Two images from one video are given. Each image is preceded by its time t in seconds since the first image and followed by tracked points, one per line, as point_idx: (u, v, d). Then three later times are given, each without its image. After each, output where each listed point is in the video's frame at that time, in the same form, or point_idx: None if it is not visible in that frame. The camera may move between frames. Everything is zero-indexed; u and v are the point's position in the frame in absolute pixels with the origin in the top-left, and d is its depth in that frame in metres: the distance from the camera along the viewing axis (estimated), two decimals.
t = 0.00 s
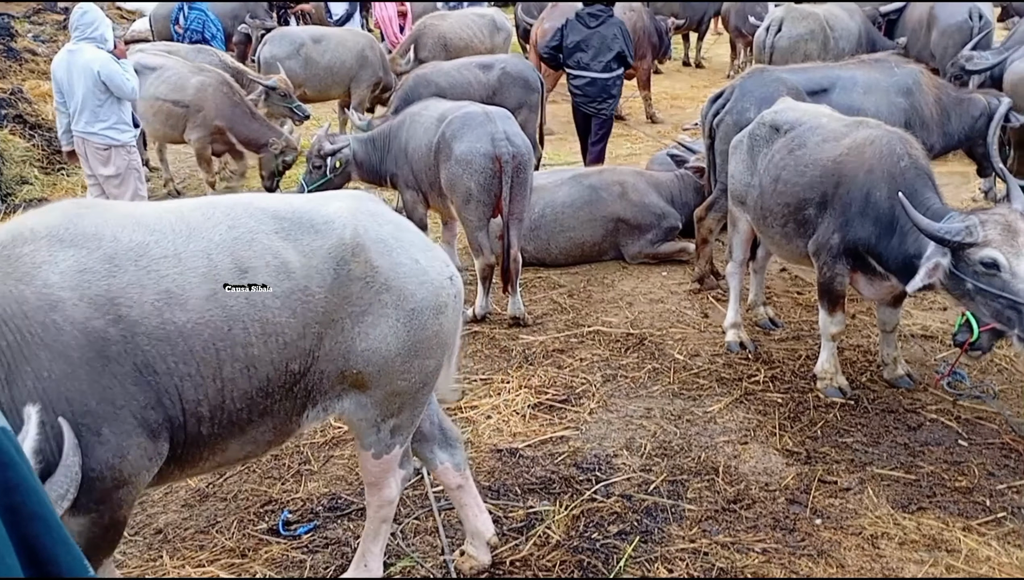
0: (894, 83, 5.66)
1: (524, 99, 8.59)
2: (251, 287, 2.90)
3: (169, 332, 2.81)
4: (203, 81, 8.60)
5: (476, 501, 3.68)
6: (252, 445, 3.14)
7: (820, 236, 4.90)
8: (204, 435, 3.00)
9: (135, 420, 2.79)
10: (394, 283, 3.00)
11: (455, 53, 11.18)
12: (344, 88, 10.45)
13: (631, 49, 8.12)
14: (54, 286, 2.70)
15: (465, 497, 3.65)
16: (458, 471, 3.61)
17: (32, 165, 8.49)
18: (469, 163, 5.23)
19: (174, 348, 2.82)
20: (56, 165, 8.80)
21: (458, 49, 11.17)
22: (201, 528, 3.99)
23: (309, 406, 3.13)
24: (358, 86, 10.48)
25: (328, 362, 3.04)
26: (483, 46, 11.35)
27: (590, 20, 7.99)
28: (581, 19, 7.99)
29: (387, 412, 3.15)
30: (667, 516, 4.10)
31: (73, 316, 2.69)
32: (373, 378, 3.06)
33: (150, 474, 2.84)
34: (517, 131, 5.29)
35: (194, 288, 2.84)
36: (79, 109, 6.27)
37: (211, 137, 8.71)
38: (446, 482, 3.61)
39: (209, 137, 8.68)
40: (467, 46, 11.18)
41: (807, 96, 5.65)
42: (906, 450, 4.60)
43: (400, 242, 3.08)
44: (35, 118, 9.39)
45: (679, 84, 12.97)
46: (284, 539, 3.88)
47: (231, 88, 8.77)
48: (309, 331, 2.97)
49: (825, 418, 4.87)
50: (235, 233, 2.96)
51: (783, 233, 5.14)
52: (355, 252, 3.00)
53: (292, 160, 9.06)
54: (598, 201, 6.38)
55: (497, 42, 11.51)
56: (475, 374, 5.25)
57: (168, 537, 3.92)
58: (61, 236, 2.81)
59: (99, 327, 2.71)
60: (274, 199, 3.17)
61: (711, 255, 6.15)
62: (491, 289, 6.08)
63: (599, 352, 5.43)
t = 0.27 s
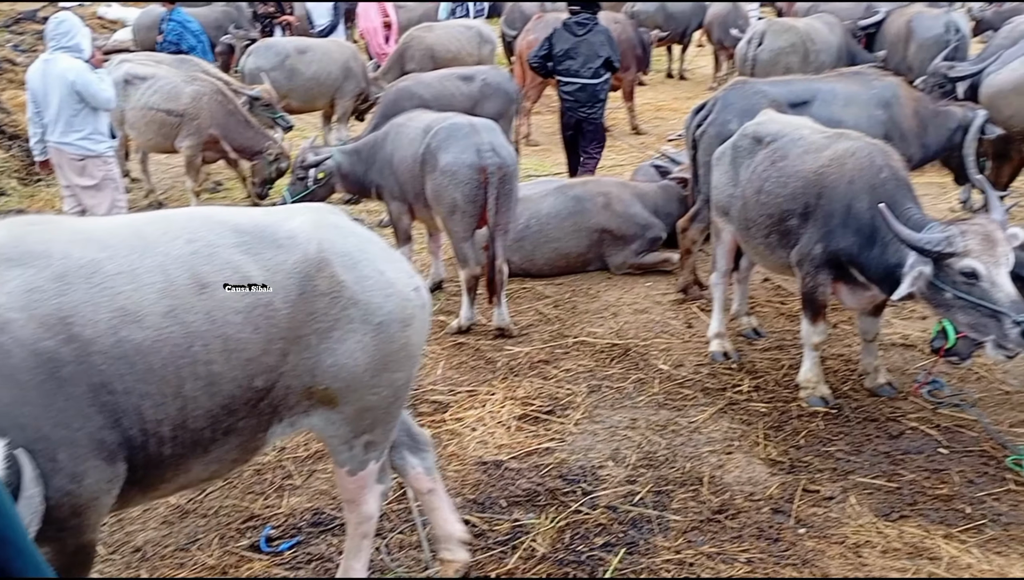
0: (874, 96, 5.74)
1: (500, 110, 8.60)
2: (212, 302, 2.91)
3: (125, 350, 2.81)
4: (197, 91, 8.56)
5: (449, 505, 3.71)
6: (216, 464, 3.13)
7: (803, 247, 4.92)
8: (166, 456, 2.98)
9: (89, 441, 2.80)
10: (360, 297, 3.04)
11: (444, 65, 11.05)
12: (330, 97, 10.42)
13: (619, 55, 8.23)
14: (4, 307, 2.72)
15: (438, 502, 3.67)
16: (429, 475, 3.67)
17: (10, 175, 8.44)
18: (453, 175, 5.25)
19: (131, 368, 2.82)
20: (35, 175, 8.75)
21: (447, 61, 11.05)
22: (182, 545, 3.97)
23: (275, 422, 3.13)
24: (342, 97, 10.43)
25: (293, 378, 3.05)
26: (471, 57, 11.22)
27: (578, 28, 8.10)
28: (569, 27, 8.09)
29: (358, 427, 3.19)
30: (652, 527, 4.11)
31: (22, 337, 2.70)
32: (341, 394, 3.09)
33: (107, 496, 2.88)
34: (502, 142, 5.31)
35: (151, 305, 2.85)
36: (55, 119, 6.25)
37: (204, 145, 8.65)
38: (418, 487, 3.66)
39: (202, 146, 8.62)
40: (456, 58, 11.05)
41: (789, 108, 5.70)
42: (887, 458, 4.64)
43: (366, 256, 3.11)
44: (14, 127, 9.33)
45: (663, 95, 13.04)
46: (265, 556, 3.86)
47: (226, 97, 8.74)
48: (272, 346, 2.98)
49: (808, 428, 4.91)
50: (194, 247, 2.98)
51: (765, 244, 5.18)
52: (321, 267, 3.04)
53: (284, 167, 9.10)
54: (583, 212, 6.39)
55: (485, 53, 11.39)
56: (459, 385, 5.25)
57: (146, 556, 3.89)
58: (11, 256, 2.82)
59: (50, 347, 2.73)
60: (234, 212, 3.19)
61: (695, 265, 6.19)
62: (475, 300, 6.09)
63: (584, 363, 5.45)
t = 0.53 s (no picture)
0: (851, 108, 5.82)
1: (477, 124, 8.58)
2: (179, 326, 2.86)
3: (88, 377, 2.73)
4: (190, 100, 8.54)
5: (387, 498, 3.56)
6: (181, 487, 3.09)
7: (782, 257, 4.97)
8: (128, 482, 2.92)
9: (48, 470, 2.72)
10: (334, 316, 3.05)
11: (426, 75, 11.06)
12: (308, 109, 10.40)
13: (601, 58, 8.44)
14: None
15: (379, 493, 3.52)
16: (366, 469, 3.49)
17: None
18: (436, 186, 5.23)
19: (94, 395, 2.75)
20: (8, 184, 8.65)
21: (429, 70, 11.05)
22: (158, 562, 3.92)
23: (243, 443, 3.12)
24: (321, 108, 10.42)
25: (264, 399, 3.05)
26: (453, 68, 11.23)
27: (563, 34, 8.26)
28: (554, 33, 8.25)
29: (330, 445, 3.21)
30: (636, 538, 4.12)
31: None
32: (312, 413, 3.10)
33: (69, 525, 2.80)
34: (485, 154, 5.31)
35: (115, 329, 2.78)
36: (28, 131, 6.21)
37: (196, 154, 8.59)
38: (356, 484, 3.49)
39: (195, 154, 8.57)
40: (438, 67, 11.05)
41: (768, 120, 5.75)
42: (867, 467, 4.68)
43: (338, 276, 3.13)
44: None
45: (645, 107, 13.10)
46: (244, 573, 3.82)
47: (219, 106, 8.72)
48: (243, 368, 2.96)
49: (789, 437, 4.94)
50: (160, 268, 2.92)
51: (746, 254, 5.21)
52: (294, 287, 3.03)
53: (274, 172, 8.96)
54: (566, 223, 6.41)
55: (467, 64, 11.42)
56: (442, 397, 5.23)
57: (122, 574, 3.85)
58: None
59: (7, 375, 2.63)
60: (203, 230, 3.14)
61: (676, 275, 6.22)
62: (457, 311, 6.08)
63: (567, 374, 5.46)
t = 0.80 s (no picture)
0: (828, 119, 5.88)
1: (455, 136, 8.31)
2: (149, 337, 2.84)
3: (53, 395, 2.70)
4: (181, 108, 8.54)
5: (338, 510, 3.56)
6: (151, 505, 3.04)
7: (762, 267, 5.00)
8: (96, 501, 2.87)
9: (11, 490, 2.67)
10: (304, 323, 3.06)
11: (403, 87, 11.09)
12: (285, 118, 10.30)
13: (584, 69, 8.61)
14: None
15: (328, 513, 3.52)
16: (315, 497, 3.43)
17: None
18: (417, 198, 5.22)
19: (60, 412, 2.71)
20: None
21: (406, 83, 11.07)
22: None
23: (215, 457, 3.06)
24: (299, 117, 10.33)
25: (236, 410, 3.00)
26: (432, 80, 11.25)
27: (549, 47, 8.38)
28: (541, 46, 8.35)
29: (301, 457, 3.16)
30: (618, 550, 4.13)
31: None
32: (284, 423, 3.06)
33: (35, 548, 2.75)
34: (466, 164, 5.32)
35: (80, 344, 2.75)
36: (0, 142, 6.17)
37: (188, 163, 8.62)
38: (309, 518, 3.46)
39: (186, 163, 8.59)
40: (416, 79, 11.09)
41: (747, 131, 5.80)
42: (847, 475, 4.72)
43: (306, 285, 3.15)
44: None
45: (628, 118, 13.15)
46: None
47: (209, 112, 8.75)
48: (215, 378, 2.93)
49: (770, 446, 4.97)
50: (126, 279, 2.90)
51: (727, 264, 5.24)
52: (265, 295, 3.03)
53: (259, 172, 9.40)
54: (548, 234, 6.41)
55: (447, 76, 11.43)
56: (424, 410, 5.21)
57: None
58: None
59: None
60: (169, 240, 3.12)
61: (658, 285, 6.25)
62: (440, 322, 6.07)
63: (550, 385, 5.46)
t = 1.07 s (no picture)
0: (806, 130, 5.92)
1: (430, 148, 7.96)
2: (119, 345, 2.81)
3: (26, 408, 2.67)
4: (174, 117, 8.59)
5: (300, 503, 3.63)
6: (126, 515, 3.01)
7: (741, 277, 5.02)
8: (71, 512, 2.84)
9: None
10: (271, 327, 3.05)
11: (379, 97, 11.12)
12: (264, 129, 10.27)
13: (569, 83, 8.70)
14: None
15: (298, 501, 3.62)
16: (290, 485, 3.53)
17: None
18: (398, 209, 5.21)
19: (33, 425, 2.68)
20: None
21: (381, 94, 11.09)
22: None
23: (188, 465, 3.04)
24: (278, 128, 10.30)
25: (208, 418, 2.97)
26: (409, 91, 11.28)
27: (535, 60, 8.46)
28: (527, 60, 8.43)
29: (275, 462, 3.15)
30: (600, 561, 4.12)
31: None
32: (258, 429, 3.04)
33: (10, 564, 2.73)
34: (446, 175, 5.31)
35: (51, 355, 2.72)
36: None
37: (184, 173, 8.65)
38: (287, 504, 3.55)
39: (184, 173, 8.63)
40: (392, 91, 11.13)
41: (726, 142, 5.84)
42: (828, 484, 4.74)
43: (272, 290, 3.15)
44: None
45: (608, 128, 13.21)
46: None
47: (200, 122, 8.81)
48: (186, 385, 2.91)
49: (752, 456, 4.99)
50: (94, 287, 2.87)
51: (707, 274, 5.26)
52: (233, 301, 3.03)
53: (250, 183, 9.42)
54: (529, 245, 6.41)
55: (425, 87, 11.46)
56: (406, 422, 5.19)
57: None
58: None
59: None
60: (132, 249, 3.10)
61: (640, 295, 6.26)
62: (421, 333, 6.05)
63: (532, 396, 5.45)
